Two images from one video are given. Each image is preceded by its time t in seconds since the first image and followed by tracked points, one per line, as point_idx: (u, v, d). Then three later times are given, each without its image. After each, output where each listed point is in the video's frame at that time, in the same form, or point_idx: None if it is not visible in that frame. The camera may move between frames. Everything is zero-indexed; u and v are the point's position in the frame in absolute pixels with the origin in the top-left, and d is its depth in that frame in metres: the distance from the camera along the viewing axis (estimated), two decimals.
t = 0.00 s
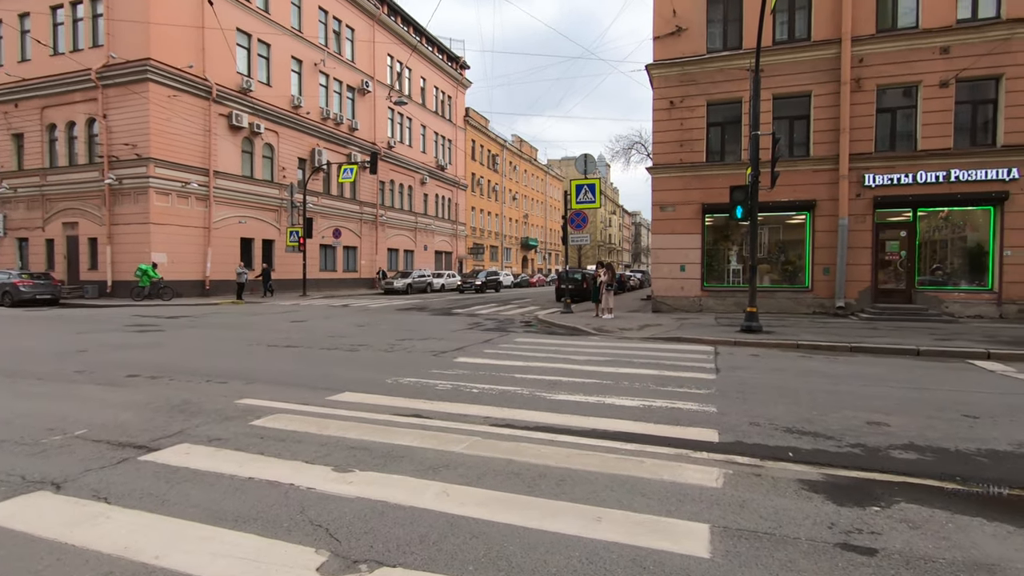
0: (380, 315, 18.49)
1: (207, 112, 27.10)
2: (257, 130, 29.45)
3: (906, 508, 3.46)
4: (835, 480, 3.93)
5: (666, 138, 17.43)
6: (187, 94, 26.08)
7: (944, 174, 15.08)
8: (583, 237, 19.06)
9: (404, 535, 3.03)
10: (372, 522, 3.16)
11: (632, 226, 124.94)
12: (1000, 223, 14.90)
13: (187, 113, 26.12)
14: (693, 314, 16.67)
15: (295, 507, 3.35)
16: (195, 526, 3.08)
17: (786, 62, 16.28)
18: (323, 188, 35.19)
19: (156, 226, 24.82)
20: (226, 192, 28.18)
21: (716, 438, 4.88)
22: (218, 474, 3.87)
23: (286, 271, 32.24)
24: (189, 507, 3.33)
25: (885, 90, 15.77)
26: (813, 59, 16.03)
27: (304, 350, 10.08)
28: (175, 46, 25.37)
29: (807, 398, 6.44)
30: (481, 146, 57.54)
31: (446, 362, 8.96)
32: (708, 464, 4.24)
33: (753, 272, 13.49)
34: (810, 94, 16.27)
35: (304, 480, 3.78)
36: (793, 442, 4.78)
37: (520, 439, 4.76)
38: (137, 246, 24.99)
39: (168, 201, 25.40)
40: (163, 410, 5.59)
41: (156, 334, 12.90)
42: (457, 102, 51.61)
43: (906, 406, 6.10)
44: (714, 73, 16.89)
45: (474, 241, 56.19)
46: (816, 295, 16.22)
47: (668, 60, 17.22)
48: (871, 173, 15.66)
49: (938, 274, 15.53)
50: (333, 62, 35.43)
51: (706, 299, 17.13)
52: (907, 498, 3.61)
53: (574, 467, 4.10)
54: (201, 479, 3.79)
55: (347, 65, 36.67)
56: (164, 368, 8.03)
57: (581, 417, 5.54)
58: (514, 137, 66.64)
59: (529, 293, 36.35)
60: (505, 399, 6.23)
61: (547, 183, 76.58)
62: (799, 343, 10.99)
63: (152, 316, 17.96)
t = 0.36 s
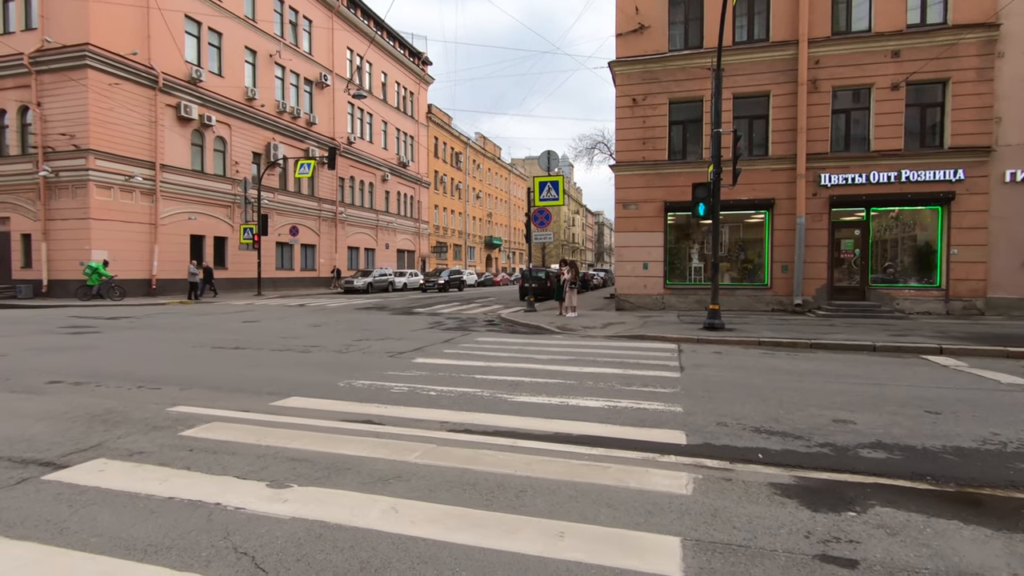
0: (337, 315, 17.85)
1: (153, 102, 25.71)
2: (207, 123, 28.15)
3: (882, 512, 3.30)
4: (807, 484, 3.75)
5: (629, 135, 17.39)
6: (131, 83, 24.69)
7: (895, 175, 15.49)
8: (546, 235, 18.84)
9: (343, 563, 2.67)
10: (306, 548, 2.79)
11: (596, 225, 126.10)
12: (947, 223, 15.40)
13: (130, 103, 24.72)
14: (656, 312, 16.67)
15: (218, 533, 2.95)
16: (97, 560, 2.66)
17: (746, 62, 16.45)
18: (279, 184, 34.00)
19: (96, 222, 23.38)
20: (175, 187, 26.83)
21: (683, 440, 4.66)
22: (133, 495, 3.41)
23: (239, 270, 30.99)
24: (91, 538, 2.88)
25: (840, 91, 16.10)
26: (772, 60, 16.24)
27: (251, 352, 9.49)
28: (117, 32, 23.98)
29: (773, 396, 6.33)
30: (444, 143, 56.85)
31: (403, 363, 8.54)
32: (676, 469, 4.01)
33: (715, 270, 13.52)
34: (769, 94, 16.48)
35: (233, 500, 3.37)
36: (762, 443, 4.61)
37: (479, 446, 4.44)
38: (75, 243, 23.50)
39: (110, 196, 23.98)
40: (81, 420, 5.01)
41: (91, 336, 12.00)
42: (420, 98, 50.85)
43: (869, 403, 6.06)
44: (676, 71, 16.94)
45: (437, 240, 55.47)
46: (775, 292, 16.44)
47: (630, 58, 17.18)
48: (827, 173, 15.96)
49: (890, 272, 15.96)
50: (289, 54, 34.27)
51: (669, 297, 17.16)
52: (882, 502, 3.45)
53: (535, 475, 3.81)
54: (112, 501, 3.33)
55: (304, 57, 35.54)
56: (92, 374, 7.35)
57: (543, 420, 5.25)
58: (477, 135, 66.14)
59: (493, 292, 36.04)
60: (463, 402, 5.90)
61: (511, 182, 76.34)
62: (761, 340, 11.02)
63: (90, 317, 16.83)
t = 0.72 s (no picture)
0: (313, 317, 17.32)
1: (123, 96, 24.85)
2: (181, 118, 27.33)
3: (887, 542, 3.01)
4: (805, 508, 3.44)
5: (613, 134, 17.12)
6: (99, 76, 23.82)
7: (879, 175, 15.41)
8: (529, 234, 18.50)
9: None
10: None
11: (580, 225, 126.08)
12: (929, 223, 15.37)
13: (99, 97, 23.84)
14: (640, 313, 16.43)
15: None
16: None
17: (730, 60, 16.27)
18: (256, 182, 33.24)
19: (63, 220, 22.50)
20: (147, 184, 25.99)
21: (670, 457, 4.33)
22: (47, 533, 2.98)
23: (215, 270, 30.19)
24: None
25: (824, 91, 15.99)
26: (756, 58, 16.08)
27: (216, 358, 8.99)
28: (84, 23, 23.11)
29: (762, 404, 6.05)
30: (427, 142, 56.23)
31: (376, 369, 8.14)
32: (663, 491, 3.68)
33: (700, 271, 13.29)
34: (753, 93, 16.32)
35: (163, 537, 2.97)
36: (754, 459, 4.30)
37: (447, 466, 4.07)
38: (41, 242, 22.59)
39: (78, 193, 23.12)
40: (9, 440, 4.53)
41: (48, 341, 11.36)
42: (402, 96, 50.23)
43: (860, 411, 5.81)
44: (660, 69, 16.70)
45: (420, 239, 54.87)
46: (759, 293, 16.29)
47: (613, 55, 16.90)
48: (811, 173, 15.84)
49: (873, 273, 15.90)
50: (267, 49, 33.52)
51: (653, 298, 16.93)
52: (886, 529, 3.16)
53: (508, 502, 3.46)
54: (21, 542, 2.90)
55: (283, 52, 34.79)
56: (37, 384, 6.82)
57: (520, 433, 4.89)
58: (461, 134, 65.64)
59: (476, 292, 35.65)
60: (435, 413, 5.51)
61: (495, 181, 75.91)
62: (747, 343, 10.79)
63: (53, 319, 16.09)
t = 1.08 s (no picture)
0: (295, 317, 16.81)
1: (99, 90, 24.08)
2: (160, 113, 26.60)
3: (915, 569, 2.67)
4: (820, 528, 3.09)
5: (602, 129, 16.79)
6: (73, 69, 23.05)
7: (871, 172, 15.23)
8: (517, 232, 18.13)
9: None
10: None
11: (569, 224, 125.86)
12: (921, 221, 15.21)
13: (74, 90, 23.08)
14: (630, 312, 16.13)
15: None
16: None
17: (721, 55, 16.01)
18: (239, 179, 32.55)
19: (34, 217, 21.75)
20: (124, 181, 25.25)
21: (667, 469, 3.97)
22: None
23: (196, 269, 29.47)
24: None
25: (815, 87, 15.79)
26: (747, 53, 15.84)
27: (185, 360, 8.51)
28: (57, 14, 22.35)
29: (761, 409, 5.72)
30: (414, 140, 55.63)
31: (354, 372, 7.71)
32: (660, 510, 3.31)
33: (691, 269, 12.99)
34: (744, 88, 16.08)
35: (87, 573, 2.55)
36: (758, 471, 3.96)
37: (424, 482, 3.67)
38: (12, 240, 21.81)
39: (51, 189, 22.35)
40: None
41: (9, 342, 10.78)
42: (389, 93, 49.65)
43: (865, 416, 5.49)
44: (649, 64, 16.41)
45: (408, 239, 54.29)
46: (750, 291, 16.05)
47: (603, 49, 16.58)
48: (802, 170, 15.63)
49: (864, 271, 15.72)
50: (250, 43, 32.84)
51: (643, 297, 16.62)
52: (912, 553, 2.82)
53: (489, 525, 3.07)
54: None
55: (266, 47, 34.11)
56: None
57: (504, 443, 4.50)
58: (449, 132, 65.09)
59: (464, 292, 35.22)
60: (413, 421, 5.10)
61: (483, 180, 75.45)
62: (740, 343, 10.49)
63: (20, 320, 15.42)
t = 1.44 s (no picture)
0: (265, 319, 16.18)
1: (58, 82, 23.02)
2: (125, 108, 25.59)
3: None
4: (825, 565, 2.77)
5: (582, 127, 16.49)
6: (31, 60, 21.98)
7: (850, 173, 15.19)
8: (495, 232, 17.75)
9: None
10: None
11: (549, 224, 125.84)
12: (899, 222, 15.22)
13: (31, 82, 22.01)
14: (610, 314, 15.87)
15: None
16: None
17: (702, 53, 15.83)
18: (209, 176, 31.60)
19: None
20: (86, 177, 24.22)
21: (654, 492, 3.63)
22: None
23: (164, 269, 28.48)
24: None
25: (795, 87, 15.71)
26: (727, 52, 15.69)
27: (138, 369, 7.94)
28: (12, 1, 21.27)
29: (749, 419, 5.42)
30: (393, 138, 54.85)
31: (319, 381, 7.25)
32: (648, 545, 2.95)
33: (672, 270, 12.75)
34: (725, 87, 15.92)
35: None
36: (752, 493, 3.63)
37: (383, 513, 3.26)
38: None
39: (8, 186, 21.29)
40: None
41: None
42: (366, 90, 48.85)
43: (857, 426, 5.23)
44: (630, 62, 16.16)
45: (386, 238, 53.48)
46: (731, 292, 15.91)
47: (583, 46, 16.28)
48: (783, 170, 15.53)
49: (843, 272, 15.69)
50: (221, 37, 31.88)
51: (623, 298, 16.37)
52: None
53: (452, 567, 2.68)
54: None
55: (238, 41, 33.17)
56: None
57: (475, 463, 4.12)
58: (428, 131, 64.37)
59: (443, 293, 34.69)
60: (378, 438, 4.68)
61: (462, 179, 74.86)
62: (723, 346, 10.26)
63: None
